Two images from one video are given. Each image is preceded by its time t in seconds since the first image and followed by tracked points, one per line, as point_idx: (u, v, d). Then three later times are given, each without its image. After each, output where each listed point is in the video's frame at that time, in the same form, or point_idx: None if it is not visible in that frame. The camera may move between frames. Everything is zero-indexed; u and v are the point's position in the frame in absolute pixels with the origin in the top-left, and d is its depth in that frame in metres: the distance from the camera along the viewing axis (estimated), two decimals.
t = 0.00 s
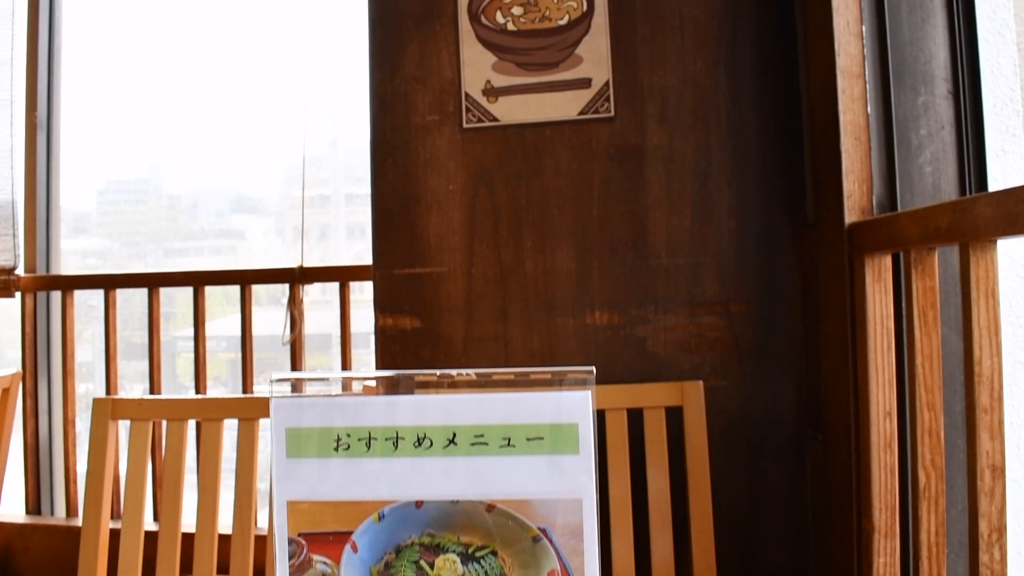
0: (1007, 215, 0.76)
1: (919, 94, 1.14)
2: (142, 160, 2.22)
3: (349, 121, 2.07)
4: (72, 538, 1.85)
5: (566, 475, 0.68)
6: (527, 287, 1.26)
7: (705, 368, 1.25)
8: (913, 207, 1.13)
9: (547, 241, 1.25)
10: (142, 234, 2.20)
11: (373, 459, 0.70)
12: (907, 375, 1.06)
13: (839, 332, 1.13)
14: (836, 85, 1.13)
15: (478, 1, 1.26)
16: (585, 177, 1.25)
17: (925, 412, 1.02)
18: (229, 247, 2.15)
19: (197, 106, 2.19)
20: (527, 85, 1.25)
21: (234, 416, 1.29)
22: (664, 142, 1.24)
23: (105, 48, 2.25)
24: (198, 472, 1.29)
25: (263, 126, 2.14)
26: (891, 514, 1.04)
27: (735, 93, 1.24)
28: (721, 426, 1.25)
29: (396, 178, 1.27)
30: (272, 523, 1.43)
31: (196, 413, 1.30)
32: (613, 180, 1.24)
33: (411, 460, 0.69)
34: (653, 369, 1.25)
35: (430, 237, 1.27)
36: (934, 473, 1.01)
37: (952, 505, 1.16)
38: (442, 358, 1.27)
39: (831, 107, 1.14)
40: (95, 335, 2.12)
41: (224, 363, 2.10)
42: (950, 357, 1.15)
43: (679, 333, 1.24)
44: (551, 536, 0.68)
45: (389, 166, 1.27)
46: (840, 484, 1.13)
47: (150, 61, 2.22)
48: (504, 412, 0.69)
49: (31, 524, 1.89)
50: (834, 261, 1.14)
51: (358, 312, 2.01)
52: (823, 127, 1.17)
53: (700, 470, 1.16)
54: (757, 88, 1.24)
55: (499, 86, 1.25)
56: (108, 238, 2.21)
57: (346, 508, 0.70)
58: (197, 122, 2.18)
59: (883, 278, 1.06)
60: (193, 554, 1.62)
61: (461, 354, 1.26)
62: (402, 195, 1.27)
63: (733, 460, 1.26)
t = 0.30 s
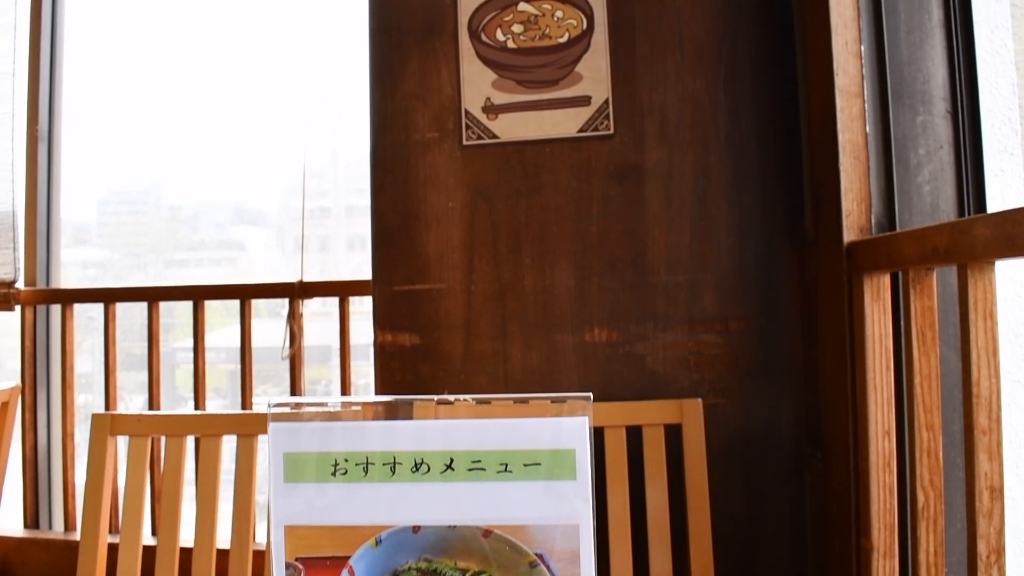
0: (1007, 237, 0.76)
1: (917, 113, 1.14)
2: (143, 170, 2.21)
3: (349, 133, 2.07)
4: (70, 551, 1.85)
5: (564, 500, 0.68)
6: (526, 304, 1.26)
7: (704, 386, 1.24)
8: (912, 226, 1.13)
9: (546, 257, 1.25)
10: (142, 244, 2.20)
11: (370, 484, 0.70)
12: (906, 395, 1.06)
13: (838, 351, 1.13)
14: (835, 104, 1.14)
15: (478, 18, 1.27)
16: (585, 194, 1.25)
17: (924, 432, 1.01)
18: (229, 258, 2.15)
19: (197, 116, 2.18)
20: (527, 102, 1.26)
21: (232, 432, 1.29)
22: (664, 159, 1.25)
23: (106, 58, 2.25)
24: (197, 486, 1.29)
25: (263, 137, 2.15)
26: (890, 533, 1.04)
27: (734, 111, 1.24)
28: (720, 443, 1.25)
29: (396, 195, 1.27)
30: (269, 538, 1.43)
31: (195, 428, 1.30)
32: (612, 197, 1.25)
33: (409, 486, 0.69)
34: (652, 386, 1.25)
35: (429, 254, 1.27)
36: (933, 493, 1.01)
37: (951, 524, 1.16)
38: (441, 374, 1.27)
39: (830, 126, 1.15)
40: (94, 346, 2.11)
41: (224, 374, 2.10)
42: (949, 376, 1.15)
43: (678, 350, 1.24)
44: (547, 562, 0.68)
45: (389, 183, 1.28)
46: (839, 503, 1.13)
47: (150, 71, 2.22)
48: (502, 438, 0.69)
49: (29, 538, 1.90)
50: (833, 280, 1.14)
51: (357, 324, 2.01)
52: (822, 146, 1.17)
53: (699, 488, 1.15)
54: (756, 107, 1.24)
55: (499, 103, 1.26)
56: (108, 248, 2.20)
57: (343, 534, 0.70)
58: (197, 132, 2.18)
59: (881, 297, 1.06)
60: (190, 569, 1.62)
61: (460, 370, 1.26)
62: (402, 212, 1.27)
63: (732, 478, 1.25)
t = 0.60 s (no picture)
0: (1005, 252, 0.76)
1: (916, 126, 1.14)
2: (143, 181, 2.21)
3: (349, 143, 2.08)
4: (70, 564, 1.85)
5: (563, 523, 0.68)
6: (526, 318, 1.26)
7: (704, 399, 1.24)
8: (911, 240, 1.13)
9: (546, 271, 1.25)
10: (143, 254, 2.19)
11: (369, 507, 0.70)
12: (906, 410, 1.06)
13: (838, 365, 1.13)
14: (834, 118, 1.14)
15: (478, 33, 1.27)
16: (584, 208, 1.25)
17: (924, 447, 1.01)
18: (229, 268, 2.15)
19: (198, 127, 2.19)
20: (526, 116, 1.26)
21: (232, 446, 1.29)
22: (663, 173, 1.25)
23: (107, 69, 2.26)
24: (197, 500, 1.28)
25: (264, 148, 2.15)
26: (891, 547, 1.03)
27: (733, 124, 1.24)
28: (720, 457, 1.25)
29: (396, 209, 1.28)
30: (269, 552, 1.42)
31: (194, 442, 1.30)
32: (611, 211, 1.25)
33: (408, 509, 0.69)
34: (652, 400, 1.25)
35: (429, 268, 1.27)
36: (934, 508, 1.01)
37: (952, 539, 1.15)
38: (442, 389, 1.26)
39: (829, 139, 1.15)
40: (94, 356, 2.11)
41: (224, 383, 2.10)
42: (949, 390, 1.14)
43: (678, 364, 1.24)
44: None
45: (388, 197, 1.28)
46: (840, 518, 1.12)
47: (151, 82, 2.22)
48: (502, 460, 0.69)
49: (30, 550, 1.90)
50: (832, 294, 1.14)
51: (357, 333, 2.01)
52: (821, 159, 1.17)
53: (699, 503, 1.15)
54: (754, 120, 1.25)
55: (498, 117, 1.26)
56: (109, 258, 2.20)
57: (341, 558, 0.69)
58: (198, 143, 2.18)
59: (880, 311, 1.06)
60: None
61: (460, 384, 1.26)
62: (402, 226, 1.27)
63: (732, 492, 1.25)
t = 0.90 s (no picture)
0: (1005, 271, 0.76)
1: (915, 142, 1.14)
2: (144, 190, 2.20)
3: (349, 153, 2.08)
4: None
5: (564, 550, 0.67)
6: (526, 333, 1.26)
7: (704, 415, 1.24)
8: (911, 255, 1.14)
9: (546, 287, 1.25)
10: (144, 263, 2.18)
11: (369, 534, 0.69)
12: (906, 426, 1.06)
13: (838, 381, 1.13)
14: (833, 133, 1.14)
15: (477, 48, 1.28)
16: (584, 223, 1.25)
17: (925, 464, 1.00)
18: (230, 278, 2.14)
19: (198, 137, 2.18)
20: (526, 131, 1.26)
21: (233, 462, 1.29)
22: (663, 188, 1.25)
23: (107, 79, 2.26)
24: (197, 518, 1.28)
25: (264, 158, 2.15)
26: (892, 564, 1.04)
27: (732, 139, 1.24)
28: (721, 472, 1.24)
29: (395, 224, 1.28)
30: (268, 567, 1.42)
31: (195, 458, 1.30)
32: (611, 226, 1.25)
33: (409, 536, 0.69)
34: (653, 415, 1.24)
35: (429, 284, 1.27)
36: (935, 525, 1.00)
37: (954, 555, 1.15)
38: (442, 405, 1.27)
39: (828, 155, 1.15)
40: (94, 367, 2.11)
41: (224, 394, 2.10)
42: (950, 404, 1.14)
43: (678, 379, 1.24)
44: None
45: (389, 213, 1.28)
46: (841, 534, 1.12)
47: (152, 92, 2.22)
48: (502, 487, 0.69)
49: (30, 566, 1.91)
50: (833, 310, 1.14)
51: (357, 344, 2.01)
52: (820, 175, 1.17)
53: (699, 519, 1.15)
54: (754, 134, 1.25)
55: (498, 132, 1.26)
56: (109, 269, 2.19)
57: None
58: (198, 152, 2.18)
59: (881, 327, 1.06)
60: None
61: (460, 400, 1.26)
62: (402, 241, 1.27)
63: (733, 507, 1.25)
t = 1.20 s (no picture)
0: (1005, 294, 0.76)
1: (915, 162, 1.14)
2: (143, 203, 2.20)
3: (349, 166, 2.08)
4: None
5: None
6: (526, 352, 1.26)
7: (704, 434, 1.24)
8: (911, 275, 1.14)
9: (546, 306, 1.25)
10: (144, 276, 2.18)
11: (370, 564, 0.69)
12: (907, 447, 1.06)
13: (838, 402, 1.13)
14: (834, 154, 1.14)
15: (478, 67, 1.28)
16: (584, 242, 1.25)
17: (926, 486, 1.00)
18: (230, 291, 2.14)
19: (198, 149, 2.18)
20: (526, 150, 1.27)
21: (232, 481, 1.29)
22: (663, 207, 1.25)
23: (108, 91, 2.26)
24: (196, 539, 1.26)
25: (264, 170, 2.15)
26: None
27: (732, 158, 1.25)
28: (721, 491, 1.24)
29: (395, 242, 1.28)
30: None
31: (194, 476, 1.30)
32: (611, 245, 1.25)
33: (408, 565, 0.69)
34: (652, 435, 1.24)
35: (429, 302, 1.27)
36: (936, 548, 1.00)
37: None
38: (441, 423, 1.26)
39: (828, 175, 1.15)
40: (94, 380, 2.11)
41: (223, 407, 2.09)
42: (951, 425, 1.14)
43: (678, 398, 1.24)
44: None
45: (389, 231, 1.28)
46: (841, 555, 1.12)
47: (153, 104, 2.22)
48: (502, 516, 0.69)
49: None
50: (833, 330, 1.14)
51: (357, 357, 2.01)
52: (820, 194, 1.17)
53: (699, 540, 1.15)
54: (753, 153, 1.25)
55: (498, 151, 1.27)
56: (109, 281, 2.19)
57: None
58: (199, 165, 2.18)
59: (881, 347, 1.06)
60: None
61: (460, 419, 1.26)
62: (402, 259, 1.27)
63: (733, 526, 1.24)
